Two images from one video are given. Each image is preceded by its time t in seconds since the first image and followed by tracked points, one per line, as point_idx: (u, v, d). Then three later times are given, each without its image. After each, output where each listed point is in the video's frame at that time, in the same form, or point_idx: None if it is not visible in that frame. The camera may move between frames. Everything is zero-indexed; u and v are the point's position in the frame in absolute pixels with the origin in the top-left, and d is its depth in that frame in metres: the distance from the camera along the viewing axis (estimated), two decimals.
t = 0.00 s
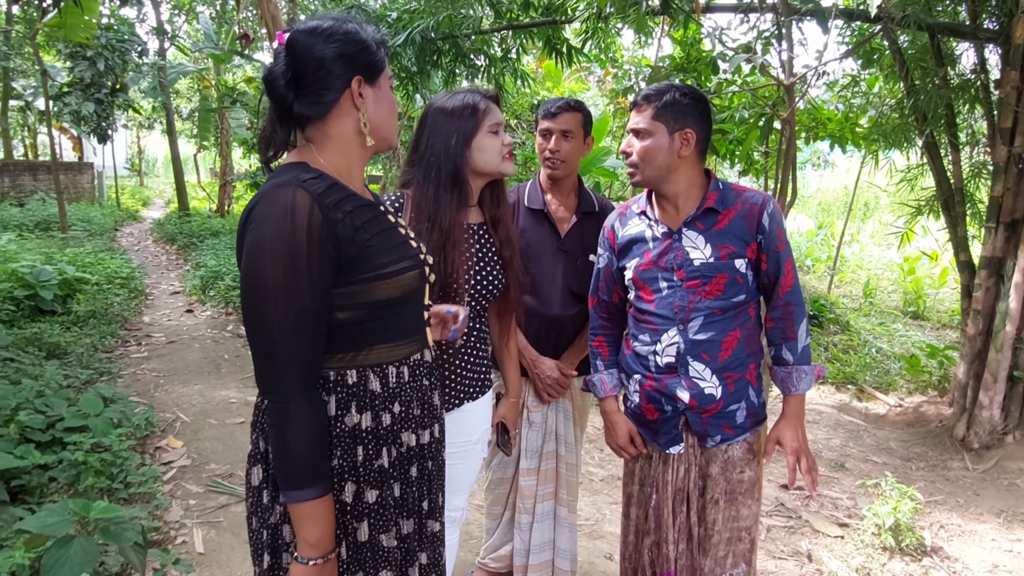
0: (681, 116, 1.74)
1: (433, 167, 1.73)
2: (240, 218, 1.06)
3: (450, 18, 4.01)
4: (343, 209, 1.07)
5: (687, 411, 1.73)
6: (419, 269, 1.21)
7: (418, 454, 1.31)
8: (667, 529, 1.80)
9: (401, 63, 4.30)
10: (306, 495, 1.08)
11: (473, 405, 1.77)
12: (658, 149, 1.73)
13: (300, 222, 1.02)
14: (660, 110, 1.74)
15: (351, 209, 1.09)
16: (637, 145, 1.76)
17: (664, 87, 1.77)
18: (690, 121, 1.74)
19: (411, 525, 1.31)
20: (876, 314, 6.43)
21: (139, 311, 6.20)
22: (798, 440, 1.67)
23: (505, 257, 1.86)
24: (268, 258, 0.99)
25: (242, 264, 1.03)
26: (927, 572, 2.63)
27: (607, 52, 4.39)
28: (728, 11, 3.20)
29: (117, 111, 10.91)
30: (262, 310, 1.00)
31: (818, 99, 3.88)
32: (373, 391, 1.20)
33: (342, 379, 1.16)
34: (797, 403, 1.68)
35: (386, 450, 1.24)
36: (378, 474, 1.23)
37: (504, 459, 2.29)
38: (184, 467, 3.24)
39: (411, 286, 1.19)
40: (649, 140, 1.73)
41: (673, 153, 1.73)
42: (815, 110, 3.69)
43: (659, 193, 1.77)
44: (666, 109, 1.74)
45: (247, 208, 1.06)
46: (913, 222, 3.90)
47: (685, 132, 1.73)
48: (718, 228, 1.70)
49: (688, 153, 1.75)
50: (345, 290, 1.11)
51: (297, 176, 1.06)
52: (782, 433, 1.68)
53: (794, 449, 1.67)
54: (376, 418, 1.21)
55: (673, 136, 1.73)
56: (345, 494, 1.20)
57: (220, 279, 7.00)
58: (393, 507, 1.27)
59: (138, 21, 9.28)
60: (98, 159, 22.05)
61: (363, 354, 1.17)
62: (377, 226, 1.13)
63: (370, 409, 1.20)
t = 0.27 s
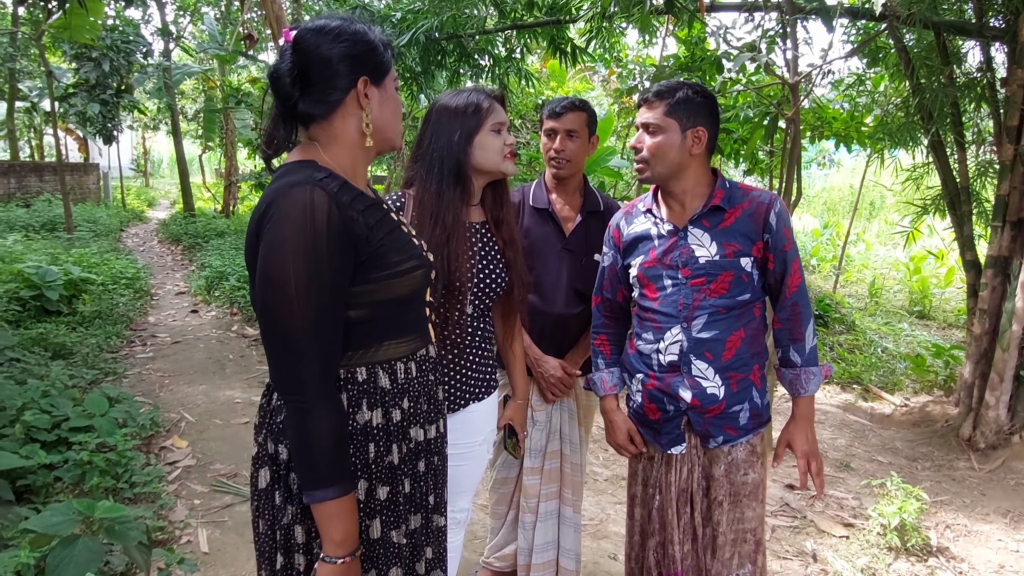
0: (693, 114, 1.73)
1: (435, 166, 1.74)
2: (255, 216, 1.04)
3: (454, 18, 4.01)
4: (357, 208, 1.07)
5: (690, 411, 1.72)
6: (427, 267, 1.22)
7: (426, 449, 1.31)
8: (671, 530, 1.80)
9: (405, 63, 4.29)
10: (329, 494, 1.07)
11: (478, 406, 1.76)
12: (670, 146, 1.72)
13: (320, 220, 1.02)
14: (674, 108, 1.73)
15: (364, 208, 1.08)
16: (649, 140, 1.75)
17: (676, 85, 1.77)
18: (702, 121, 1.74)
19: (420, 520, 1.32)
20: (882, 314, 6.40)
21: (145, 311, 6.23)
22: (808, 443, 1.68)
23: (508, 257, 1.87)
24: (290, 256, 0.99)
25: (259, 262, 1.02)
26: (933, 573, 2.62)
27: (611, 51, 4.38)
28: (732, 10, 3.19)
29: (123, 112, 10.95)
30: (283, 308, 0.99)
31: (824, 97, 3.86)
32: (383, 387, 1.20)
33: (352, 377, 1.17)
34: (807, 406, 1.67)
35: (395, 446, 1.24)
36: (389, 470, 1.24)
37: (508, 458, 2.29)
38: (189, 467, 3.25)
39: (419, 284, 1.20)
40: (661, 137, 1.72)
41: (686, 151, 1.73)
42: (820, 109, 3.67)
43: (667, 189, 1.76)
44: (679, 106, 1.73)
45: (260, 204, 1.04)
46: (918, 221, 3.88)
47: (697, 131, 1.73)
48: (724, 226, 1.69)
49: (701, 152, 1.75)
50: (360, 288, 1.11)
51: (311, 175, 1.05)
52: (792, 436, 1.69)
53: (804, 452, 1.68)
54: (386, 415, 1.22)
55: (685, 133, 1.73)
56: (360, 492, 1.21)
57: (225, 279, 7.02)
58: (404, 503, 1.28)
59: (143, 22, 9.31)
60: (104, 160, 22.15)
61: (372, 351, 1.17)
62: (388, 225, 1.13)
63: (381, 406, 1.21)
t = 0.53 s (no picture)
0: (719, 113, 1.73)
1: (434, 168, 1.75)
2: (258, 218, 1.04)
3: (457, 18, 4.01)
4: (358, 210, 1.07)
5: (697, 412, 1.72)
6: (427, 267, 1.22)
7: (428, 449, 1.31)
8: (672, 532, 1.81)
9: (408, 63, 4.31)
10: (345, 494, 1.07)
11: (481, 408, 1.76)
12: (698, 144, 1.71)
13: (326, 224, 1.02)
14: (702, 105, 1.72)
15: (365, 209, 1.08)
16: (676, 136, 1.72)
17: (703, 82, 1.76)
18: (726, 119, 1.75)
19: (421, 519, 1.33)
20: (885, 314, 6.39)
21: (147, 311, 6.24)
22: (814, 448, 1.64)
23: (510, 256, 1.86)
24: (298, 259, 0.99)
25: (264, 265, 1.01)
26: (936, 574, 2.61)
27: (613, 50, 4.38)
28: (735, 9, 3.18)
29: (125, 112, 10.96)
30: (291, 311, 0.99)
31: (827, 97, 3.85)
32: (384, 388, 1.20)
33: (354, 378, 1.17)
34: (814, 412, 1.67)
35: (397, 446, 1.24)
36: (390, 470, 1.24)
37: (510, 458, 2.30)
38: (192, 466, 3.25)
39: (420, 285, 1.20)
40: (691, 132, 1.71)
41: (712, 147, 1.73)
42: (823, 108, 3.66)
43: (687, 187, 1.75)
44: (707, 104, 1.72)
45: (263, 207, 1.04)
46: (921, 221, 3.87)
47: (722, 129, 1.74)
48: (737, 228, 1.69)
49: (723, 150, 1.76)
50: (363, 289, 1.11)
51: (313, 177, 1.05)
52: (797, 441, 1.66)
53: (810, 457, 1.63)
54: (388, 415, 1.22)
55: (713, 130, 1.73)
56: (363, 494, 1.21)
57: (227, 279, 7.03)
58: (405, 502, 1.29)
59: (146, 22, 9.32)
60: (107, 159, 22.19)
61: (373, 352, 1.17)
62: (389, 226, 1.12)
63: (382, 406, 1.21)
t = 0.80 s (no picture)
0: (716, 129, 1.66)
1: (430, 168, 1.76)
2: (251, 219, 1.05)
3: (458, 17, 4.01)
4: (353, 210, 1.07)
5: (706, 412, 1.71)
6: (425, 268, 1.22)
7: (424, 451, 1.31)
8: (677, 533, 1.82)
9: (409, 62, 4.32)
10: (335, 494, 1.07)
11: (481, 408, 1.76)
12: (696, 166, 1.65)
13: (316, 225, 1.02)
14: (697, 125, 1.64)
15: (360, 210, 1.08)
16: (674, 162, 1.66)
17: (697, 96, 1.67)
18: (724, 133, 1.68)
19: (419, 522, 1.32)
20: (886, 314, 6.38)
21: (149, 310, 6.24)
22: (825, 451, 1.66)
23: (510, 256, 1.86)
24: (287, 260, 0.99)
25: (255, 266, 1.02)
26: (937, 574, 2.61)
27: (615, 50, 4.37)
28: (736, 9, 3.18)
29: (127, 111, 10.96)
30: (282, 311, 0.99)
31: (829, 97, 3.84)
32: (379, 389, 1.20)
33: (348, 379, 1.17)
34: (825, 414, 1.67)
35: (392, 447, 1.24)
36: (386, 472, 1.24)
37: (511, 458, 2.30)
38: (193, 466, 3.26)
39: (417, 286, 1.20)
40: (687, 156, 1.65)
41: (712, 165, 1.67)
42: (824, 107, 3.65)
43: (693, 203, 1.71)
44: (703, 123, 1.64)
45: (256, 209, 1.04)
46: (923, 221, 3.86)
47: (722, 144, 1.67)
48: (749, 230, 1.67)
49: (725, 165, 1.69)
50: (356, 289, 1.11)
51: (306, 176, 1.05)
52: (808, 443, 1.67)
53: (820, 461, 1.65)
54: (382, 416, 1.22)
55: (712, 148, 1.67)
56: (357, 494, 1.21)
57: (228, 278, 7.04)
58: (400, 504, 1.28)
59: (147, 22, 9.33)
60: (108, 158, 22.22)
61: (369, 353, 1.18)
62: (384, 226, 1.13)
63: (377, 407, 1.21)
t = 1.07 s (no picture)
0: (722, 121, 1.70)
1: (428, 168, 1.76)
2: (243, 218, 1.05)
3: (459, 18, 4.01)
4: (345, 211, 1.07)
5: (709, 415, 1.71)
6: (419, 272, 1.22)
7: (415, 457, 1.31)
8: (685, 535, 1.81)
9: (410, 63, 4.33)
10: (308, 497, 1.07)
11: (481, 408, 1.76)
12: (699, 153, 1.68)
13: (304, 225, 1.02)
14: (704, 113, 1.69)
15: (353, 211, 1.09)
16: (676, 147, 1.71)
17: (704, 88, 1.72)
18: (730, 126, 1.71)
19: (412, 529, 1.31)
20: (888, 314, 6.37)
21: (150, 310, 6.25)
22: (841, 455, 1.66)
23: (509, 257, 1.86)
24: (273, 259, 0.99)
25: (244, 264, 1.02)
26: (939, 574, 2.61)
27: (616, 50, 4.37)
28: (737, 9, 3.17)
29: (128, 112, 10.98)
30: (266, 310, 1.00)
31: (830, 97, 3.83)
32: (370, 392, 1.20)
33: (338, 379, 1.17)
34: (837, 418, 1.67)
35: (383, 451, 1.24)
36: (376, 475, 1.24)
37: (512, 460, 2.29)
38: (194, 466, 3.26)
39: (410, 289, 1.20)
40: (691, 142, 1.68)
41: (715, 156, 1.69)
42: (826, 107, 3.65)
43: (696, 195, 1.72)
44: (708, 113, 1.69)
45: (248, 208, 1.05)
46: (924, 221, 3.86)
47: (727, 136, 1.69)
48: (753, 232, 1.67)
49: (729, 158, 1.72)
50: (346, 291, 1.11)
51: (299, 176, 1.06)
52: (825, 448, 1.68)
53: (836, 464, 1.66)
54: (373, 419, 1.21)
55: (717, 138, 1.69)
56: (344, 495, 1.21)
57: (230, 279, 7.04)
58: (391, 508, 1.27)
59: (149, 22, 9.34)
60: (110, 159, 22.24)
61: (362, 355, 1.17)
62: (378, 229, 1.13)
63: (367, 410, 1.20)
